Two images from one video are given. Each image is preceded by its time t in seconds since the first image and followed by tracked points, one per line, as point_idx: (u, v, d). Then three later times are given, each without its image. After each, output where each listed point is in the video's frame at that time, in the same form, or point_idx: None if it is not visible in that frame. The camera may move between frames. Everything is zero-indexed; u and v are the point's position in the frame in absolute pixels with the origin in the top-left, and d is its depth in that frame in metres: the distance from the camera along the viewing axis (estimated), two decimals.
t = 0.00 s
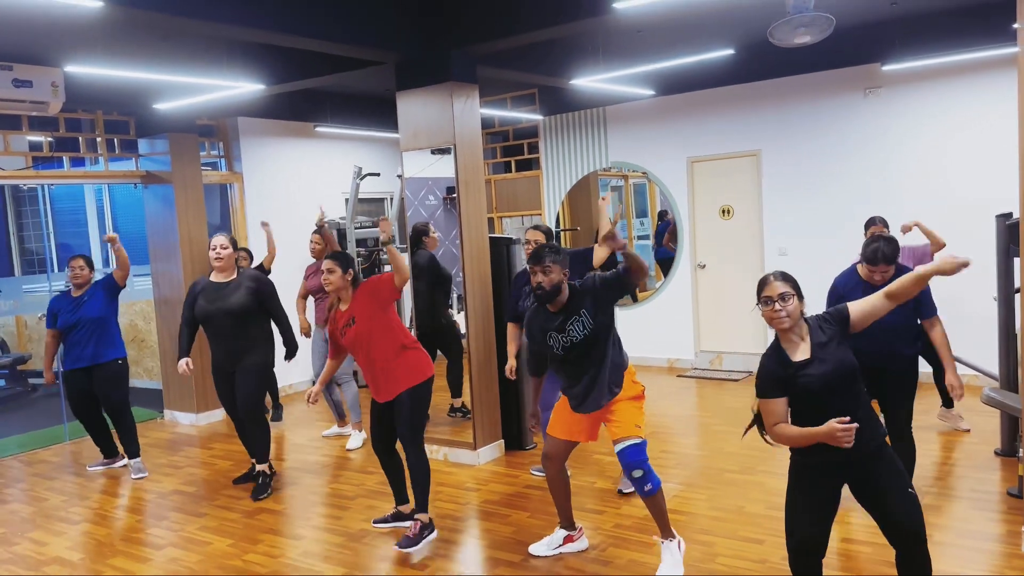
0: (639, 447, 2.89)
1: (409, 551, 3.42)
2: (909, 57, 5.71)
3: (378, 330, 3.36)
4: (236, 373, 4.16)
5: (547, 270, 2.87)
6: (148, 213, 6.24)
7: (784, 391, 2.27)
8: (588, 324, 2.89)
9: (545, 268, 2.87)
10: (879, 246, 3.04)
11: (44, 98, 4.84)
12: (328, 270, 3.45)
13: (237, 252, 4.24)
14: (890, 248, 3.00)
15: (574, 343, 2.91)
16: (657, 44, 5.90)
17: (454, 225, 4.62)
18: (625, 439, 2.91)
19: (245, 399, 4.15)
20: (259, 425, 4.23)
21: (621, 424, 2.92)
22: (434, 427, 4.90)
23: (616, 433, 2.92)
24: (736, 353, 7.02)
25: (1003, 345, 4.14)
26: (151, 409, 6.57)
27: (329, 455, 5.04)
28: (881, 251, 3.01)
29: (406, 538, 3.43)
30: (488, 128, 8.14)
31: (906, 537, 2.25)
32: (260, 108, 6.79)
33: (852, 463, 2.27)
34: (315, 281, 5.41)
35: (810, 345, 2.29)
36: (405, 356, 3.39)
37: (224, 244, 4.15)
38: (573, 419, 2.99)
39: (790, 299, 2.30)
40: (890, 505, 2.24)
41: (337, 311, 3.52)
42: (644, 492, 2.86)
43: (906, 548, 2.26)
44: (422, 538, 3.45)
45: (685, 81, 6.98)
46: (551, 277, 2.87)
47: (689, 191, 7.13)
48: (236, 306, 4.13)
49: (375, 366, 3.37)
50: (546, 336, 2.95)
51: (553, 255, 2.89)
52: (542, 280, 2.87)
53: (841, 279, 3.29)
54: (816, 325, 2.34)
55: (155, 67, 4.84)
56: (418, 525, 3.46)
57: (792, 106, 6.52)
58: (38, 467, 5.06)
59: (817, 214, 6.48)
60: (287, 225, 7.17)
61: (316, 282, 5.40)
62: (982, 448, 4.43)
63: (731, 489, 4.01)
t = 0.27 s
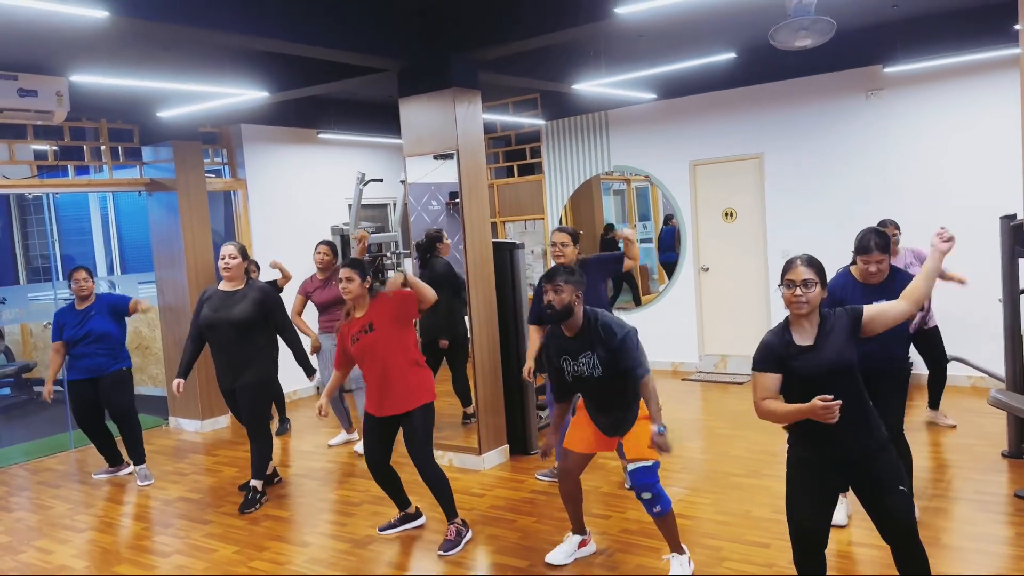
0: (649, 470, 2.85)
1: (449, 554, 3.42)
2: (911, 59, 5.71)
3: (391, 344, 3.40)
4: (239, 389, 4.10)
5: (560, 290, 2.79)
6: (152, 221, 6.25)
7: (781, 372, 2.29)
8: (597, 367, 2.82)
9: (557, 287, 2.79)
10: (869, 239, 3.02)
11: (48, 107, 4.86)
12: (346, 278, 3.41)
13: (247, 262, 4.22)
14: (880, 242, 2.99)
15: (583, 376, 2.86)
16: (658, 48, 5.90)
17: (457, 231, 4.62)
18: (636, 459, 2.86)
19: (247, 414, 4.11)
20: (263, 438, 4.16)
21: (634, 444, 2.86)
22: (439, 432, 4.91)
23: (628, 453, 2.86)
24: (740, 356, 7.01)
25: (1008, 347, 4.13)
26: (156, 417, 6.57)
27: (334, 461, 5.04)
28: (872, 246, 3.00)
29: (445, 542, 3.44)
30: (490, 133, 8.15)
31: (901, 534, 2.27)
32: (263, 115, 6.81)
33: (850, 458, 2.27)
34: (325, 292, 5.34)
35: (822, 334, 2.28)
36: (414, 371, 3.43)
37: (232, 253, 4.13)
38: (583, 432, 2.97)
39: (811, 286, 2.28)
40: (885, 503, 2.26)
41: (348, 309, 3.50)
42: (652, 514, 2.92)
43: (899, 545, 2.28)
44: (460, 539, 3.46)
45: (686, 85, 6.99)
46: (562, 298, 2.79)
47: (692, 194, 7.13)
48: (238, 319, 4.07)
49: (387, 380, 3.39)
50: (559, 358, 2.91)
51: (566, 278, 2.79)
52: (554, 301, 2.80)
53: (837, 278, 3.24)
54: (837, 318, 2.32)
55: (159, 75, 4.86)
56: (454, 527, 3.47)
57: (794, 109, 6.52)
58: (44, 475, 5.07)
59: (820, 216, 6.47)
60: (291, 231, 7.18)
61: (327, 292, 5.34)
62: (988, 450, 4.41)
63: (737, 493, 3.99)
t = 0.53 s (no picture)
0: (638, 457, 2.87)
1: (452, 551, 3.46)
2: (914, 60, 5.69)
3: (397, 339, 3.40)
4: (241, 392, 4.07)
5: (568, 246, 2.95)
6: (156, 226, 6.27)
7: (779, 357, 2.34)
8: (598, 321, 2.93)
9: (566, 243, 2.95)
10: (866, 226, 3.20)
11: (52, 113, 4.85)
12: (355, 271, 3.39)
13: (248, 266, 4.18)
14: (875, 228, 3.16)
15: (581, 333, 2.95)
16: (661, 51, 5.90)
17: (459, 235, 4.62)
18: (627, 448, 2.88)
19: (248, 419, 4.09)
20: (264, 440, 4.16)
21: (622, 430, 2.91)
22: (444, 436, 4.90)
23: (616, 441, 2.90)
24: (744, 359, 6.99)
25: (1014, 349, 4.11)
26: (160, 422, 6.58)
27: (338, 466, 5.04)
28: (868, 232, 3.16)
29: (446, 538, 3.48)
30: (493, 137, 8.16)
31: (867, 540, 2.30)
32: (266, 121, 6.83)
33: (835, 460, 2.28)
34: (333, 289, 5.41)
35: (830, 329, 2.29)
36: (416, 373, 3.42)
37: (232, 259, 4.08)
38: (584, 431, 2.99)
39: (819, 281, 2.30)
40: (866, 502, 2.27)
41: (354, 306, 3.49)
42: (643, 503, 2.87)
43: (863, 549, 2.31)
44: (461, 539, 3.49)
45: (689, 88, 6.98)
46: (570, 254, 2.93)
47: (696, 197, 7.12)
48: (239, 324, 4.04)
49: (387, 374, 3.40)
50: (557, 318, 3.02)
51: (576, 235, 2.96)
52: (562, 257, 2.95)
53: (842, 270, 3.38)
54: (847, 314, 2.32)
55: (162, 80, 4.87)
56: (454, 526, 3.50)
57: (797, 111, 6.50)
58: (49, 481, 5.08)
59: (824, 218, 6.45)
60: (294, 236, 7.19)
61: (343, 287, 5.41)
62: (994, 452, 4.39)
63: (741, 496, 3.98)
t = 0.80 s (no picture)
0: (626, 478, 2.85)
1: (450, 543, 3.53)
2: (922, 53, 5.65)
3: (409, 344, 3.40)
4: (241, 390, 4.06)
5: (580, 262, 2.85)
6: (162, 222, 6.28)
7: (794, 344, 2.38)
8: (604, 344, 2.85)
9: (577, 258, 2.85)
10: (891, 215, 3.31)
11: (59, 108, 4.87)
12: (368, 265, 3.41)
13: (250, 262, 4.16)
14: (899, 216, 3.25)
15: (585, 353, 2.88)
16: (667, 45, 5.88)
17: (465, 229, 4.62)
18: (616, 464, 2.84)
19: (249, 414, 4.09)
20: (263, 437, 4.16)
21: (616, 448, 2.86)
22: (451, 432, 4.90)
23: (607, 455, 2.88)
24: (750, 354, 6.98)
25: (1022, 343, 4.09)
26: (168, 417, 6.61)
27: (345, 460, 5.06)
28: (892, 219, 3.25)
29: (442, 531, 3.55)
30: (498, 132, 8.15)
31: (873, 537, 2.32)
32: (272, 116, 6.83)
33: (844, 455, 2.29)
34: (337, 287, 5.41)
35: (845, 320, 2.28)
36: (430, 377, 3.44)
37: (233, 254, 4.08)
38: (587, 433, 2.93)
39: (838, 270, 2.29)
40: (867, 497, 2.28)
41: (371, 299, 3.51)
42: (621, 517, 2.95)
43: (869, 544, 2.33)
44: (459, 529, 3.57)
45: (695, 82, 6.95)
46: (581, 271, 2.84)
47: (702, 191, 7.10)
48: (240, 320, 4.02)
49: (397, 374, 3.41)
50: (561, 335, 2.96)
51: (587, 250, 2.87)
52: (573, 272, 2.84)
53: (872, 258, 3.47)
54: (869, 310, 2.28)
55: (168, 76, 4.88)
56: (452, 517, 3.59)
57: (803, 105, 6.47)
58: (57, 475, 5.12)
59: (831, 213, 6.43)
60: (301, 231, 7.20)
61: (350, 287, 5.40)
62: (1001, 448, 4.37)
63: (747, 491, 3.98)
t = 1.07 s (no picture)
0: (632, 453, 2.87)
1: (453, 541, 3.53)
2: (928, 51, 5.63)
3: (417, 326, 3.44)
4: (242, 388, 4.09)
5: (591, 226, 2.90)
6: (168, 219, 6.30)
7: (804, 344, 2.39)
8: (611, 299, 2.88)
9: (589, 222, 2.90)
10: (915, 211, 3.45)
11: (65, 107, 4.89)
12: (388, 257, 3.41)
13: (250, 259, 4.18)
14: (922, 211, 3.40)
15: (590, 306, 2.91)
16: (672, 43, 5.87)
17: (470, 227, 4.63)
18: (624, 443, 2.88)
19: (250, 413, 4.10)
20: (264, 437, 4.17)
21: (621, 426, 2.88)
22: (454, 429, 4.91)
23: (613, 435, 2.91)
24: (755, 353, 6.97)
25: None
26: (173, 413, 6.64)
27: (349, 458, 5.07)
28: (914, 215, 3.42)
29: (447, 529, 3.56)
30: (503, 129, 8.15)
31: (876, 539, 2.32)
32: (277, 114, 6.84)
33: (849, 458, 2.29)
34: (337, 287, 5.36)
35: (857, 326, 2.27)
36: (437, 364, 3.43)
37: (232, 251, 4.12)
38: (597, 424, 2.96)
39: (851, 272, 2.26)
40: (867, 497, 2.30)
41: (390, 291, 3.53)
42: (633, 494, 2.94)
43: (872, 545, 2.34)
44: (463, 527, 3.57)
45: (700, 80, 6.94)
46: (594, 234, 2.90)
47: (707, 190, 7.09)
48: (240, 315, 4.04)
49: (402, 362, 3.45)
50: (569, 290, 3.00)
51: (601, 214, 2.91)
52: (585, 235, 2.91)
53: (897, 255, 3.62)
54: (884, 318, 2.25)
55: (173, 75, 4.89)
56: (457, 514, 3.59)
57: (808, 103, 6.46)
58: (63, 472, 5.14)
59: (836, 211, 6.41)
60: (306, 229, 7.21)
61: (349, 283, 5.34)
62: (1007, 447, 4.36)
63: (751, 490, 3.97)
